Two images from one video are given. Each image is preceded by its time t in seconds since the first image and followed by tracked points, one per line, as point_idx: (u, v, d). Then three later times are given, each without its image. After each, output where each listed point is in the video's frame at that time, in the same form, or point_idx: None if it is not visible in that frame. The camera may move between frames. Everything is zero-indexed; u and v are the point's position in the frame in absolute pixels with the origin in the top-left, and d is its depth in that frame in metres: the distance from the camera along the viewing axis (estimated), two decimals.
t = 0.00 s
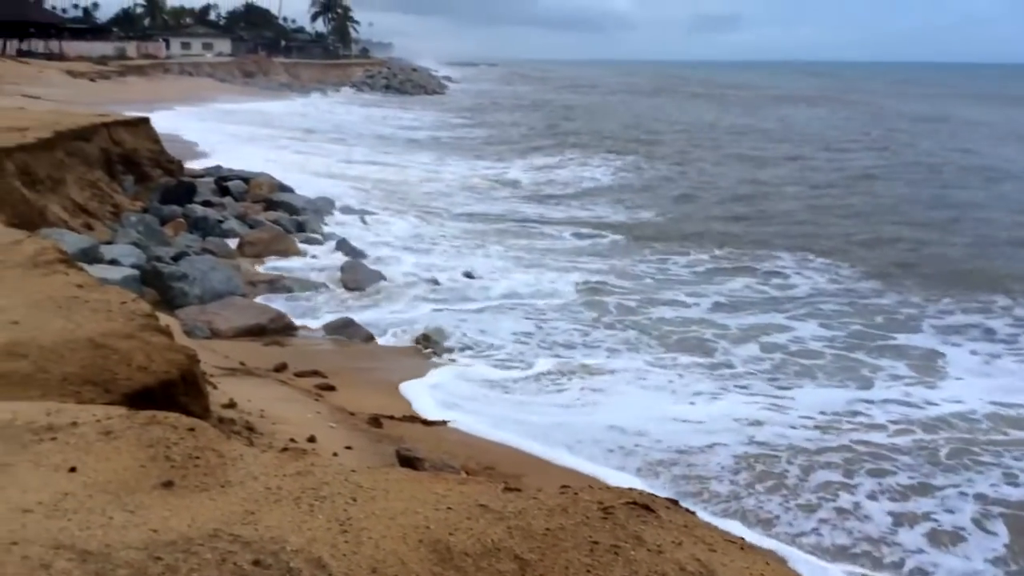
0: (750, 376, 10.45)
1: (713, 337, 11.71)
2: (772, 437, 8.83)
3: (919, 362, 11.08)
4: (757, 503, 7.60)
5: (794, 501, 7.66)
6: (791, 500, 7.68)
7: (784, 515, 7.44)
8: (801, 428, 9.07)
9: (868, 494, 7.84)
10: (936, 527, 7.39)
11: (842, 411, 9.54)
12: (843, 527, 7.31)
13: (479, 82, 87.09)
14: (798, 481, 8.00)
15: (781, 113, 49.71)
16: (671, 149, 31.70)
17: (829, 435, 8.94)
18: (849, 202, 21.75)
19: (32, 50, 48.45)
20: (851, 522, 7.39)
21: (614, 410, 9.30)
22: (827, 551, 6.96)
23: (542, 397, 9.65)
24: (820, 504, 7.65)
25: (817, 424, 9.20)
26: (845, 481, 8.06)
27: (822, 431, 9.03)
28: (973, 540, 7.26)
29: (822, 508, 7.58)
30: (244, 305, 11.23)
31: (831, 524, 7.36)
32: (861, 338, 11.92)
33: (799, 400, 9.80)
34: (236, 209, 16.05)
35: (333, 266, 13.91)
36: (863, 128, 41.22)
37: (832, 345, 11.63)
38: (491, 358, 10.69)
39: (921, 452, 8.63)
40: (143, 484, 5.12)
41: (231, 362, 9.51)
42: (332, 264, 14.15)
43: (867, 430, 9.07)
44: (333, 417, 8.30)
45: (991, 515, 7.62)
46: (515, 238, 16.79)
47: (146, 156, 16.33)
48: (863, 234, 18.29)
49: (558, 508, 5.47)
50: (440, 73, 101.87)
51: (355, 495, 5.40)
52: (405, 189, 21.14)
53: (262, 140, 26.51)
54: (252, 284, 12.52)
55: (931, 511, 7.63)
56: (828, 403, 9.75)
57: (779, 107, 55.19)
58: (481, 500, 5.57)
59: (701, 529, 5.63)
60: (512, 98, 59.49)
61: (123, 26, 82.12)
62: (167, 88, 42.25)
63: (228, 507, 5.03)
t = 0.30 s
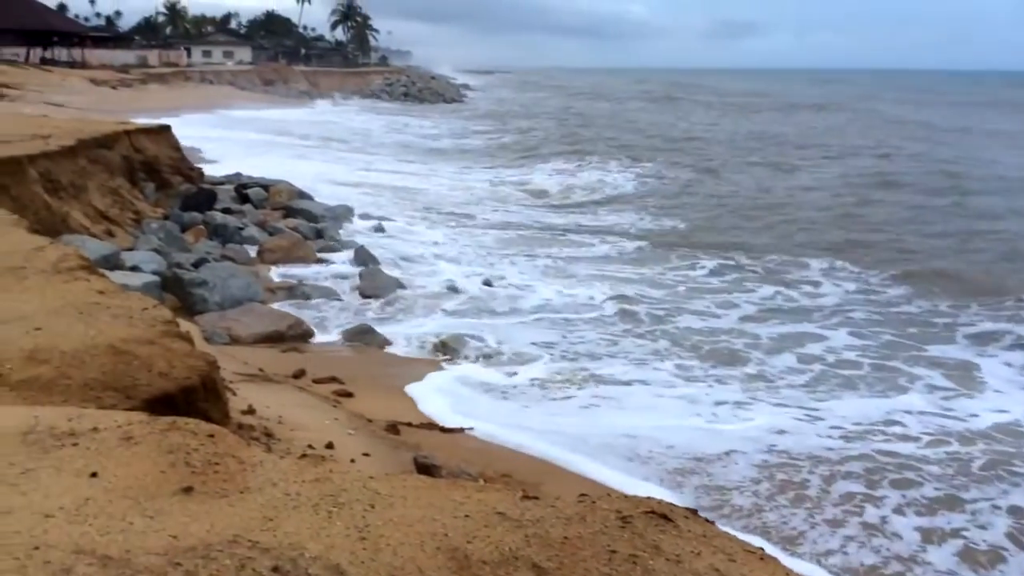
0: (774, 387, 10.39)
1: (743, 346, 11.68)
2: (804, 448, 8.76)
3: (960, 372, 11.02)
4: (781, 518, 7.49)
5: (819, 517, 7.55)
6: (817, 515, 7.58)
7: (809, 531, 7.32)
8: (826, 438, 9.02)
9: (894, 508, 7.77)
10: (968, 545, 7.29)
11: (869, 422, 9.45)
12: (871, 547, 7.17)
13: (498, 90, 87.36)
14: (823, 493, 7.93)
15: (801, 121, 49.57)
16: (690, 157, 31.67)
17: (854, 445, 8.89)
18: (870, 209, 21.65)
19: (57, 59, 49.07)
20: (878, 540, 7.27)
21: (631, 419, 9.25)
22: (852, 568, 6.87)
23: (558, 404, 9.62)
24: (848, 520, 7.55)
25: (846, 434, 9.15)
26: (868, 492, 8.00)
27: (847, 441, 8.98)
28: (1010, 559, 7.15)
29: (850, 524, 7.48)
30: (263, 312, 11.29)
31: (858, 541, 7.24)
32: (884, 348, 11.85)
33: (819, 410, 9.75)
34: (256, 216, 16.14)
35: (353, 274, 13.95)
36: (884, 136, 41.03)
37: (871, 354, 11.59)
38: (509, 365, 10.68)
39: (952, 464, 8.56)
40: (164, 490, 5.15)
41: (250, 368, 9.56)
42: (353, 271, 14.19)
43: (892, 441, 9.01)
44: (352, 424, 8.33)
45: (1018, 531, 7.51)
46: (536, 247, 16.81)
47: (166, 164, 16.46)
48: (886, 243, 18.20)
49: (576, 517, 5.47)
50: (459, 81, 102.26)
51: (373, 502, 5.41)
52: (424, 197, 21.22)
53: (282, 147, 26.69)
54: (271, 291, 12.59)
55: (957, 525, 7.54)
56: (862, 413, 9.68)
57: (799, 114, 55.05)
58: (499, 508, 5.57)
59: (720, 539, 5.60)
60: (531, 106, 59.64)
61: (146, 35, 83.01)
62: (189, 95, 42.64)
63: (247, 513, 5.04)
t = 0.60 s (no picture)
0: (798, 398, 10.33)
1: (775, 358, 11.64)
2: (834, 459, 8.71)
3: (999, 383, 10.98)
4: (814, 535, 7.38)
5: (852, 533, 7.44)
6: (850, 530, 7.48)
7: (844, 549, 7.20)
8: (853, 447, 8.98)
9: (927, 521, 7.68)
10: (1008, 562, 7.21)
11: (900, 435, 9.35)
12: (907, 566, 7.05)
13: (516, 99, 87.62)
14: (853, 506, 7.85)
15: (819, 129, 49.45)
16: (709, 164, 31.64)
17: (884, 455, 8.83)
18: (892, 217, 21.55)
19: (78, 70, 49.58)
20: (914, 558, 7.16)
21: (647, 429, 9.22)
22: None
23: (574, 413, 9.58)
24: (881, 534, 7.46)
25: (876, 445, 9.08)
26: (898, 504, 7.92)
27: (877, 450, 8.92)
28: None
29: (883, 538, 7.38)
30: (280, 320, 11.32)
31: (893, 559, 7.13)
32: (907, 358, 11.77)
33: (840, 421, 9.69)
34: (274, 226, 16.22)
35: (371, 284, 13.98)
36: (904, 142, 40.86)
37: (907, 364, 11.55)
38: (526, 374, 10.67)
39: (989, 475, 8.50)
40: (183, 498, 5.16)
41: (268, 377, 9.59)
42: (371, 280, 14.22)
43: (921, 451, 8.95)
44: (369, 433, 8.34)
45: None
46: (554, 257, 16.83)
47: (186, 173, 16.59)
48: (908, 251, 18.11)
49: (594, 527, 5.44)
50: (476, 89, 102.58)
51: (391, 512, 5.42)
52: (443, 206, 21.28)
53: (301, 157, 26.85)
54: (289, 299, 12.64)
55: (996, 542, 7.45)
56: (894, 424, 9.62)
57: (818, 121, 54.90)
58: (516, 518, 5.56)
59: (740, 550, 5.57)
60: (548, 115, 59.74)
61: (165, 46, 83.77)
62: (208, 106, 42.96)
63: (265, 522, 5.05)
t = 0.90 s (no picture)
0: (822, 411, 10.30)
1: (813, 372, 11.62)
2: (877, 471, 8.71)
3: None
4: (861, 555, 7.30)
5: (895, 551, 7.37)
6: (893, 548, 7.41)
7: (890, 570, 7.13)
8: (885, 461, 8.94)
9: (970, 537, 7.64)
10: None
11: (928, 448, 9.32)
12: None
13: (532, 112, 87.84)
14: (891, 520, 7.81)
15: (838, 140, 49.35)
16: (729, 176, 31.60)
17: (922, 468, 8.82)
18: (914, 228, 21.47)
19: (100, 84, 50.01)
20: None
21: (665, 442, 9.20)
22: None
23: (591, 425, 9.58)
24: (925, 550, 7.42)
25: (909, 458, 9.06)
26: (937, 518, 7.89)
27: (916, 463, 8.92)
28: None
29: (928, 556, 7.34)
30: (300, 332, 11.39)
31: None
32: (932, 373, 11.72)
33: (879, 434, 9.67)
34: (293, 238, 16.31)
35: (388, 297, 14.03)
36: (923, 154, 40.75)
37: (946, 378, 11.54)
38: (543, 386, 10.68)
39: None
40: (204, 511, 5.19)
41: (286, 390, 9.62)
42: (389, 292, 14.28)
43: (953, 465, 8.92)
44: (387, 445, 8.37)
45: None
46: (573, 270, 16.87)
47: (206, 187, 16.73)
48: (935, 262, 18.06)
49: (613, 541, 5.43)
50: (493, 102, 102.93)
51: (410, 524, 5.42)
52: (461, 219, 21.38)
53: (319, 170, 26.99)
54: (308, 311, 12.71)
55: None
56: (923, 438, 9.59)
57: (836, 133, 54.80)
58: (535, 531, 5.55)
59: (761, 564, 5.54)
60: (565, 127, 59.81)
61: (185, 60, 84.43)
62: (227, 119, 43.26)
63: (286, 535, 5.06)
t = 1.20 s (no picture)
0: (838, 421, 10.27)
1: (850, 381, 11.60)
2: (921, 479, 8.72)
3: None
4: (910, 570, 7.25)
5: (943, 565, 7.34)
6: (941, 562, 7.36)
7: None
8: (914, 472, 8.92)
9: (1016, 550, 7.62)
10: None
11: (957, 458, 9.29)
12: None
13: (548, 121, 88.04)
14: (931, 532, 7.79)
15: (854, 148, 49.23)
16: (747, 185, 31.56)
17: (964, 478, 8.81)
18: (935, 236, 21.37)
19: (118, 93, 50.41)
20: None
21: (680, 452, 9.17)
22: None
23: (604, 433, 9.57)
24: (972, 563, 7.40)
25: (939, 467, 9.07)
26: (980, 530, 7.88)
27: (959, 473, 8.91)
28: None
29: (976, 569, 7.31)
30: (316, 340, 11.44)
31: None
32: (967, 385, 11.66)
33: (926, 445, 9.64)
34: (309, 246, 16.40)
35: (403, 305, 14.07)
36: (940, 162, 40.62)
37: (985, 390, 11.48)
38: (559, 394, 10.68)
39: None
40: (221, 518, 5.21)
41: (303, 397, 9.65)
42: (404, 301, 14.32)
43: (984, 476, 8.90)
44: (403, 453, 8.39)
45: None
46: (590, 279, 16.89)
47: (225, 196, 16.84)
48: (962, 270, 17.98)
49: (630, 550, 5.41)
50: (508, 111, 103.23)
51: (426, 532, 5.43)
52: (478, 228, 21.44)
53: (336, 179, 27.10)
54: (325, 319, 12.76)
55: None
56: (950, 449, 9.56)
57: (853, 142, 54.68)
58: (551, 540, 5.54)
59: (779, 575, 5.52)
60: (581, 136, 59.87)
61: (204, 70, 85.03)
62: (244, 128, 43.51)
63: (302, 543, 5.08)
